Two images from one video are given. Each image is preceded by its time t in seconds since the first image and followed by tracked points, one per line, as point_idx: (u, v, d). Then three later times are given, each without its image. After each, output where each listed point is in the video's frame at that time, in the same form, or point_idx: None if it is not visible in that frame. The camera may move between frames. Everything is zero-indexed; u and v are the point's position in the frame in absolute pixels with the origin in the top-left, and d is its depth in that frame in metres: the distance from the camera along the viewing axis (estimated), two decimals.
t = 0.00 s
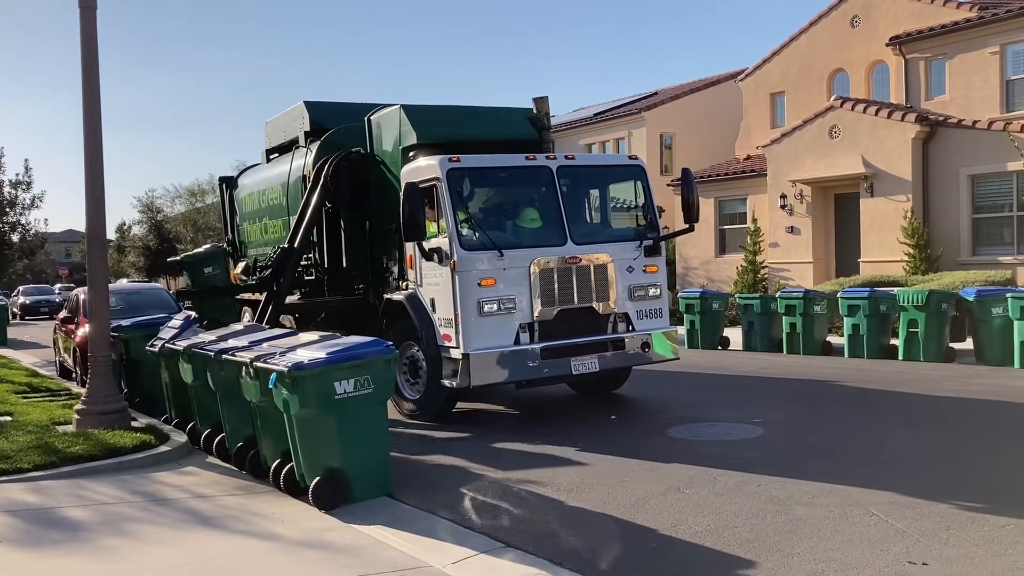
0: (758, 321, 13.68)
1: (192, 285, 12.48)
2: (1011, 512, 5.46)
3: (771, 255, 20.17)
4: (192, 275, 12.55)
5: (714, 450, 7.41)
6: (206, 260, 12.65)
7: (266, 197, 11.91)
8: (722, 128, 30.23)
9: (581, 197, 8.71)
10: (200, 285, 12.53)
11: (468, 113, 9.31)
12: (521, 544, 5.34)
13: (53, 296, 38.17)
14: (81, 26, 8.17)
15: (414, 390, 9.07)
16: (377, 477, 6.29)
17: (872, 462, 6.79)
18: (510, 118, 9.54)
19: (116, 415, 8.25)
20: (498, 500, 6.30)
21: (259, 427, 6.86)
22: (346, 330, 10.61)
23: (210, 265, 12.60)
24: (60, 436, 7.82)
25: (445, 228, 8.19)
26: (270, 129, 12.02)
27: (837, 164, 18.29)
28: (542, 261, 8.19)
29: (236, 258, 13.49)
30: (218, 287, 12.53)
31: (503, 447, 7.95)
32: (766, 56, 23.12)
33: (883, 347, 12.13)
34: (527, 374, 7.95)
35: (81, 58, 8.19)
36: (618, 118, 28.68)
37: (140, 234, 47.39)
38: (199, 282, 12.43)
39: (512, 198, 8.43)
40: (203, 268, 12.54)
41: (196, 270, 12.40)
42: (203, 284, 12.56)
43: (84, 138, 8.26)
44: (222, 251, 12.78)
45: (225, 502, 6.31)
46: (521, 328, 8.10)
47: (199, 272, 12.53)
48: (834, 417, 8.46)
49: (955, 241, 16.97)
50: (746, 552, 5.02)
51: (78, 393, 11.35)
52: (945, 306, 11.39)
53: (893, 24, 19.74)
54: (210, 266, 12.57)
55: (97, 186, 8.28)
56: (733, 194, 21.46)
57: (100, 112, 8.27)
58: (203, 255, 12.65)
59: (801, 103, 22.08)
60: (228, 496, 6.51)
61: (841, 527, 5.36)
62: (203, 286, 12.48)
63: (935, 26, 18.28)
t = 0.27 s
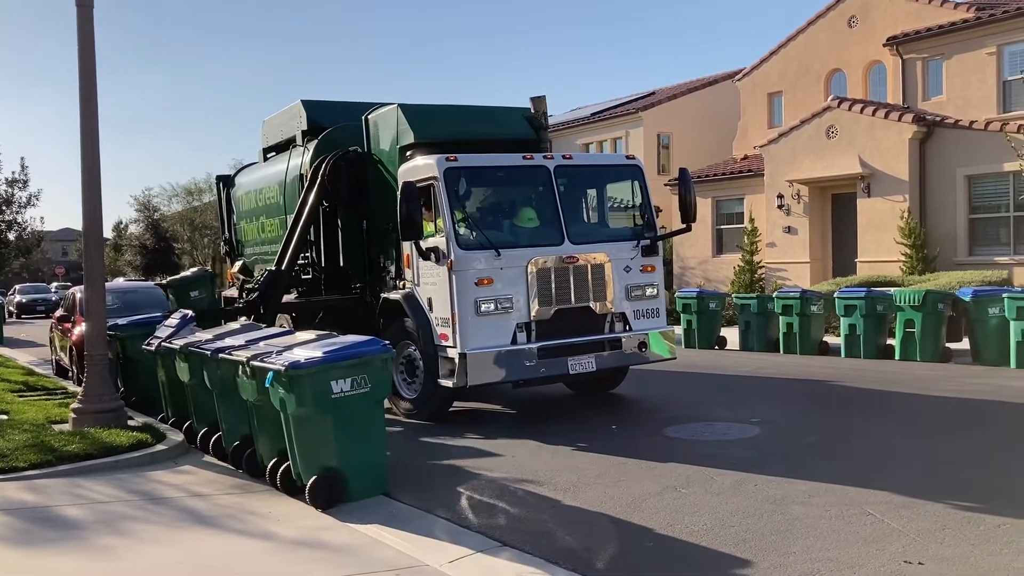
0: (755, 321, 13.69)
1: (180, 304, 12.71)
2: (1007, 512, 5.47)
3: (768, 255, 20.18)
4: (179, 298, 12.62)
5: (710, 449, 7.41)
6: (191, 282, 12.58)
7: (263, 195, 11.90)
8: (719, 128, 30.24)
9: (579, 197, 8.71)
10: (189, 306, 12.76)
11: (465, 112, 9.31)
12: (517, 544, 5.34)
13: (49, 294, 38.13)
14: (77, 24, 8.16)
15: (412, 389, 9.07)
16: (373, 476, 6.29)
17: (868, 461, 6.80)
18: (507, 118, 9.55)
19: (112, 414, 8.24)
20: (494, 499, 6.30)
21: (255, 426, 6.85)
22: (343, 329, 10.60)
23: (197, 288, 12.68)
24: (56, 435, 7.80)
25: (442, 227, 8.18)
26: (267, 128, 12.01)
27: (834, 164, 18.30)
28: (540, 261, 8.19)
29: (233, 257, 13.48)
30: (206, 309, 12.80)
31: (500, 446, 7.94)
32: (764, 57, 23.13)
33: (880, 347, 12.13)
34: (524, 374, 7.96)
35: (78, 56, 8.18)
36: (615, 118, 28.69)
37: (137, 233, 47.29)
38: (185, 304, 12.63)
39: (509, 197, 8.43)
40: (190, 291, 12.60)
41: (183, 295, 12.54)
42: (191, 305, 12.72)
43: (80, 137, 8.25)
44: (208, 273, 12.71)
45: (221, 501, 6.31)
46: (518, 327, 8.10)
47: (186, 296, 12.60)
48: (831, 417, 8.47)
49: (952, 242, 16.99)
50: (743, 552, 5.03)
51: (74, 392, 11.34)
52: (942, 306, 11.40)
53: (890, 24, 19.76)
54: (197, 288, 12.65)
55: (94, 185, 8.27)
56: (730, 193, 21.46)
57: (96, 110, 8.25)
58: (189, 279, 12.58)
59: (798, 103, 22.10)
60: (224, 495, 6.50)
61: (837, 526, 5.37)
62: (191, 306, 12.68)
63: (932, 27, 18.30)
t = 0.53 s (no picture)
0: (752, 321, 13.70)
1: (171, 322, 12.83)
2: (1003, 512, 5.49)
3: (764, 256, 20.19)
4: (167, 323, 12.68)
5: (707, 449, 7.42)
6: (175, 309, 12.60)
7: (259, 195, 11.88)
8: (716, 128, 30.28)
9: (576, 197, 8.71)
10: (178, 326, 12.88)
11: (462, 112, 9.30)
12: (514, 544, 5.34)
13: (45, 294, 38.06)
14: (74, 23, 8.14)
15: (409, 389, 9.07)
16: (370, 475, 6.28)
17: (864, 461, 6.81)
18: (505, 117, 9.54)
19: (108, 414, 8.22)
20: (491, 499, 6.30)
21: (252, 425, 6.84)
22: (339, 329, 10.58)
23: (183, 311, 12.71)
24: (52, 434, 7.79)
25: (439, 227, 8.18)
26: (264, 127, 11.99)
27: (831, 165, 18.33)
28: (537, 260, 8.18)
29: (229, 256, 13.46)
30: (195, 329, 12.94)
31: (497, 446, 7.94)
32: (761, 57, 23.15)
33: (876, 347, 12.15)
34: (521, 373, 7.96)
35: (75, 55, 8.16)
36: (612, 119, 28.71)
37: (133, 233, 47.20)
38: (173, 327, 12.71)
39: (506, 197, 8.43)
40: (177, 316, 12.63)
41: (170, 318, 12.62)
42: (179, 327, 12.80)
43: (77, 136, 8.23)
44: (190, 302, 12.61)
45: (218, 501, 6.30)
46: (515, 327, 8.10)
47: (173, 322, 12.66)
48: (827, 417, 8.49)
49: (949, 243, 17.02)
50: (740, 552, 5.03)
51: (70, 391, 11.31)
52: (938, 307, 11.43)
53: (887, 25, 19.79)
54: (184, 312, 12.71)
55: (90, 184, 8.25)
56: (727, 194, 21.48)
57: (93, 109, 8.24)
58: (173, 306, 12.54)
59: (795, 103, 22.12)
60: (221, 495, 6.49)
61: (834, 526, 5.37)
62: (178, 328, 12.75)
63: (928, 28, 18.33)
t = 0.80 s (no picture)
0: (749, 322, 13.71)
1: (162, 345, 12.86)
2: (998, 513, 5.50)
3: (761, 257, 20.21)
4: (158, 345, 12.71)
5: (703, 450, 7.42)
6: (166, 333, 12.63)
7: (256, 195, 11.87)
8: (713, 129, 30.30)
9: (572, 198, 8.71)
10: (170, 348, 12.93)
11: (458, 113, 9.30)
12: (510, 544, 5.34)
13: (40, 294, 38.01)
14: (70, 23, 8.13)
15: (405, 389, 9.06)
16: (366, 476, 6.28)
17: (860, 462, 6.82)
18: (501, 118, 9.54)
19: (104, 414, 8.20)
20: (487, 500, 6.30)
21: (248, 426, 6.83)
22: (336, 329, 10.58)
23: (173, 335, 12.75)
24: (48, 435, 7.77)
25: (435, 227, 8.17)
26: (260, 127, 11.98)
27: (827, 166, 18.35)
28: (533, 261, 8.18)
29: (225, 257, 13.45)
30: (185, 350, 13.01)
31: (493, 447, 7.94)
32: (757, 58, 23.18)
33: (872, 348, 12.16)
34: (517, 374, 7.95)
35: (71, 55, 8.15)
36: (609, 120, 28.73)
37: (130, 233, 47.14)
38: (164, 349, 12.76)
39: (502, 198, 8.43)
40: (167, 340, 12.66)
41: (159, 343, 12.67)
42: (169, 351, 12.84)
43: (72, 136, 8.22)
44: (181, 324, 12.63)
45: (213, 502, 6.29)
46: (512, 328, 8.10)
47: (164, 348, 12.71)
48: (823, 418, 8.50)
49: (945, 244, 17.04)
50: (736, 552, 5.03)
51: (66, 391, 11.29)
52: (934, 308, 11.43)
53: (884, 27, 19.81)
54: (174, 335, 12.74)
55: (86, 184, 8.24)
56: (724, 195, 21.49)
57: (89, 110, 8.23)
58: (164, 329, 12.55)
59: (792, 105, 22.15)
60: (216, 496, 6.48)
61: (830, 527, 5.38)
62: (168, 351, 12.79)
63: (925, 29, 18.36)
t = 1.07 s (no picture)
0: (745, 323, 13.72)
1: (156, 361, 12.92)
2: (992, 514, 5.51)
3: (757, 258, 20.23)
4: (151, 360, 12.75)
5: (699, 452, 7.43)
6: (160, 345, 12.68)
7: (252, 196, 11.86)
8: (709, 131, 30.34)
9: (569, 199, 8.71)
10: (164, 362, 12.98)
11: (455, 115, 9.30)
12: (506, 546, 5.34)
13: (36, 295, 37.92)
14: (66, 24, 8.12)
15: (400, 391, 9.06)
16: (362, 478, 6.27)
17: (855, 464, 6.82)
18: (498, 119, 9.54)
19: (100, 416, 8.19)
20: (483, 502, 6.29)
21: (244, 428, 6.82)
22: (332, 330, 10.59)
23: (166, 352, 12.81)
24: (43, 436, 7.76)
25: (432, 228, 8.17)
26: (257, 128, 11.97)
27: (823, 168, 18.38)
28: (530, 263, 8.19)
29: (222, 258, 13.44)
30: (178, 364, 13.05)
31: (489, 449, 7.94)
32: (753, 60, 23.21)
33: (868, 350, 12.18)
34: (513, 376, 7.95)
35: (67, 55, 8.14)
36: (605, 121, 28.74)
37: (125, 234, 47.04)
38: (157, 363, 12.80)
39: (499, 199, 8.43)
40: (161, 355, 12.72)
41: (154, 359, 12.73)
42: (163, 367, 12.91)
43: (68, 137, 8.21)
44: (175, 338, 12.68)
45: (209, 504, 6.28)
46: (508, 329, 8.10)
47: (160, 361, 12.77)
48: (819, 419, 8.51)
49: (940, 246, 17.07)
50: (732, 554, 5.04)
51: (62, 393, 11.28)
52: (930, 310, 11.44)
53: (879, 29, 19.85)
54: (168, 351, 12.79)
55: (82, 186, 8.23)
56: (720, 196, 21.52)
57: (85, 110, 8.22)
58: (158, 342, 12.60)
59: (788, 106, 22.19)
60: (212, 497, 6.47)
61: (825, 529, 5.39)
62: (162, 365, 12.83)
63: (921, 31, 18.40)
